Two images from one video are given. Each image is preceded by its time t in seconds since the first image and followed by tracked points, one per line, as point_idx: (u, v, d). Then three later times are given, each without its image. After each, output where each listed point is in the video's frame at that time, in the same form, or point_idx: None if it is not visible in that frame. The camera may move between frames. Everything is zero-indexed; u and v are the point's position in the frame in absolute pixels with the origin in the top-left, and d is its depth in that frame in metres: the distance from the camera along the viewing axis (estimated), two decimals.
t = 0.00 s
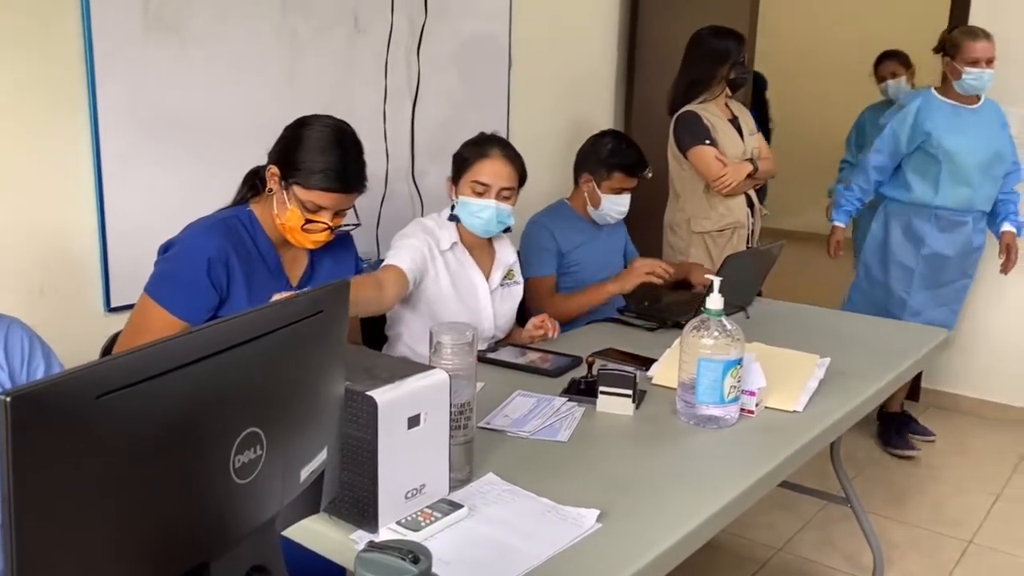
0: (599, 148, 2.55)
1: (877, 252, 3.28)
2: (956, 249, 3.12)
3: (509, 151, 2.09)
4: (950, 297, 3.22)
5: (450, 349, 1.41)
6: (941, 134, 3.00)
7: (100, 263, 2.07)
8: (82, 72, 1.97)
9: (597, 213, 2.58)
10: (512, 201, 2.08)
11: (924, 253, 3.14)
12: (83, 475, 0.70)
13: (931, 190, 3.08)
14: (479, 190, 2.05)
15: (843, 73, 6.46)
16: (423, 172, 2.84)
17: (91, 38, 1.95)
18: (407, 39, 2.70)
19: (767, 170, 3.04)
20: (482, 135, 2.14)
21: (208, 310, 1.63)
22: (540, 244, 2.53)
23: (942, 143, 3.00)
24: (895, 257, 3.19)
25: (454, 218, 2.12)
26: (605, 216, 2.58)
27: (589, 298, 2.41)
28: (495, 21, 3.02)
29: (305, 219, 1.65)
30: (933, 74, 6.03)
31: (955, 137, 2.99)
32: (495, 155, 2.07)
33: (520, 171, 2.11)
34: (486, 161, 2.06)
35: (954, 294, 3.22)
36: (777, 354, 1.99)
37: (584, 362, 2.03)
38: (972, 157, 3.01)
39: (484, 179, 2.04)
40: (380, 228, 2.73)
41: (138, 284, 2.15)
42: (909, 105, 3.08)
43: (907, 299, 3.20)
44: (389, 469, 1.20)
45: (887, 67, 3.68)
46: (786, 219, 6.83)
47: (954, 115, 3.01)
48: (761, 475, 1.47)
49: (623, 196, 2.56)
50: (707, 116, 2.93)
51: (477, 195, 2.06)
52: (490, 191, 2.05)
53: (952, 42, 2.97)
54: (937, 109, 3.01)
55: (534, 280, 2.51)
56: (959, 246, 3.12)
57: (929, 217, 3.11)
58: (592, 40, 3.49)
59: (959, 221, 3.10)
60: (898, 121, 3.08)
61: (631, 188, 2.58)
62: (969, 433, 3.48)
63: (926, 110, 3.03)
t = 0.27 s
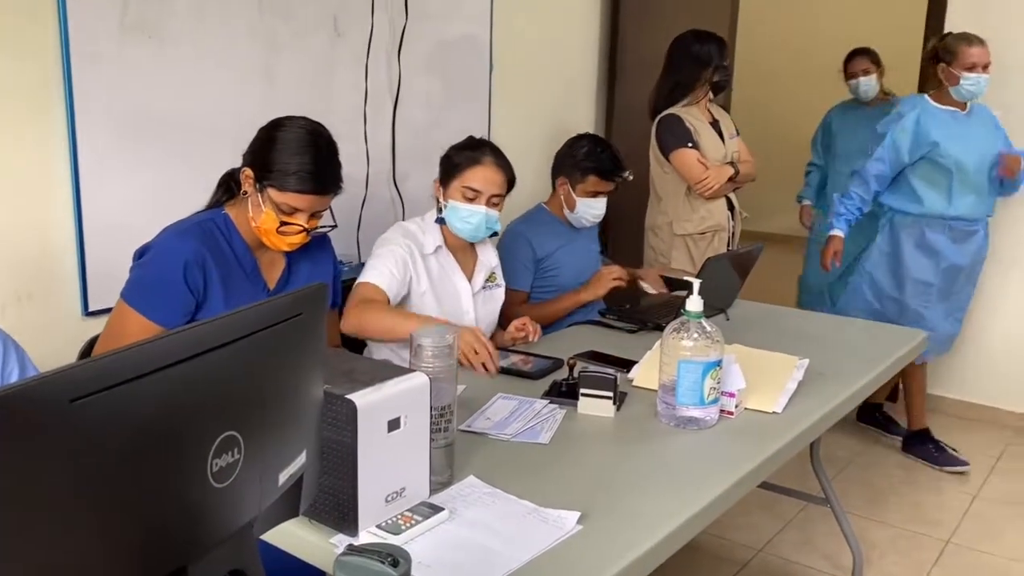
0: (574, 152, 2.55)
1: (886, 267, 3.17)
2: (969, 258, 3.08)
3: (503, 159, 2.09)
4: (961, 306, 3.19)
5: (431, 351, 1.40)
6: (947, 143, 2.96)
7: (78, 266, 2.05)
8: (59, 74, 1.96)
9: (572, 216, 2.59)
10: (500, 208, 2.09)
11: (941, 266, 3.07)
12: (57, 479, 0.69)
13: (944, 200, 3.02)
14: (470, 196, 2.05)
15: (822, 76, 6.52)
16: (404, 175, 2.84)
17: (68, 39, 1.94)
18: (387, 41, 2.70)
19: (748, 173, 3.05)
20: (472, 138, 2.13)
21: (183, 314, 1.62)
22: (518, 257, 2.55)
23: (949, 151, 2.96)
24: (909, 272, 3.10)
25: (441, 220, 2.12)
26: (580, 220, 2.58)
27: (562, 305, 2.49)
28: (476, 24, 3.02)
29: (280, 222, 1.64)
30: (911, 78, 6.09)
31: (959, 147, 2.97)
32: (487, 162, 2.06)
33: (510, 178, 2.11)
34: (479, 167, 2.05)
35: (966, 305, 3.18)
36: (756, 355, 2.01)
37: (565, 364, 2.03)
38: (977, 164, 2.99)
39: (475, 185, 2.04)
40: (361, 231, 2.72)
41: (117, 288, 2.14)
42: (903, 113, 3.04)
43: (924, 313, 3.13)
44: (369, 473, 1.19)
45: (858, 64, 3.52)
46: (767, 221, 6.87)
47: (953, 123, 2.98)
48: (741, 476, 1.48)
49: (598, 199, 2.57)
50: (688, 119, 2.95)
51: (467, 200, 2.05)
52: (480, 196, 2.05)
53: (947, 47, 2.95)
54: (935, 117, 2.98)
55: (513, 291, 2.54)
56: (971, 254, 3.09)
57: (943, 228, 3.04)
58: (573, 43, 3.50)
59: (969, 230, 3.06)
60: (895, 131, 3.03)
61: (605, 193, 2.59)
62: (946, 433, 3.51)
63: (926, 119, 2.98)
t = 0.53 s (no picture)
0: (553, 153, 2.55)
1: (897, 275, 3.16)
2: (976, 262, 3.13)
3: (493, 162, 2.09)
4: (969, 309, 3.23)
5: (412, 354, 1.40)
6: (954, 148, 2.98)
7: (55, 270, 2.03)
8: (36, 76, 1.94)
9: (550, 217, 2.60)
10: (487, 211, 2.09)
11: (951, 272, 3.10)
12: (30, 482, 0.68)
13: (953, 206, 3.04)
14: (458, 199, 2.05)
15: (801, 80, 6.58)
16: (385, 178, 2.83)
17: (44, 40, 1.92)
18: (368, 43, 2.69)
19: (729, 175, 3.07)
20: (462, 139, 2.12)
21: (162, 317, 1.61)
22: (498, 260, 2.57)
23: (957, 158, 2.99)
24: (921, 279, 3.10)
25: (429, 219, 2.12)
26: (557, 221, 2.59)
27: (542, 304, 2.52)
28: (457, 26, 3.02)
29: (260, 224, 1.64)
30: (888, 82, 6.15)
31: (965, 152, 2.99)
32: (477, 166, 2.06)
33: (498, 182, 2.11)
34: (470, 170, 2.05)
35: (972, 307, 3.23)
36: (736, 356, 2.02)
37: (547, 366, 2.03)
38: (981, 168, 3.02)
39: (464, 188, 2.04)
40: (342, 234, 2.72)
41: (95, 292, 2.12)
42: (905, 119, 3.02)
43: (936, 319, 3.15)
44: (349, 476, 1.19)
45: (825, 68, 3.50)
46: (748, 224, 6.92)
47: (955, 126, 3.00)
48: (721, 476, 1.49)
49: (577, 202, 2.57)
50: (671, 121, 2.97)
51: (456, 203, 2.05)
52: (469, 199, 2.05)
53: (946, 48, 2.94)
54: (938, 123, 2.98)
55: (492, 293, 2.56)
56: (977, 257, 3.14)
57: (952, 234, 3.07)
58: (554, 45, 3.51)
59: (974, 234, 3.11)
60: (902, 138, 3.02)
61: (585, 195, 2.60)
62: (924, 433, 3.55)
63: (932, 125, 2.99)
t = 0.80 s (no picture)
0: (539, 158, 2.56)
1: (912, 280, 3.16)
2: (982, 266, 3.18)
3: (477, 165, 2.09)
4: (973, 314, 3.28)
5: (393, 356, 1.39)
6: (970, 153, 3.00)
7: (31, 272, 2.01)
8: (11, 76, 1.92)
9: (531, 221, 2.60)
10: (471, 214, 2.09)
11: (960, 277, 3.14)
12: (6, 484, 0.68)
13: (966, 211, 3.07)
14: (442, 201, 2.04)
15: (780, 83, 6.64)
16: (366, 180, 2.83)
17: (20, 40, 1.90)
18: (348, 44, 2.69)
19: (709, 178, 3.09)
20: (446, 141, 2.13)
21: (141, 321, 1.60)
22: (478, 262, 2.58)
23: (970, 161, 3.01)
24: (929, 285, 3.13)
25: (413, 221, 2.12)
26: (539, 226, 2.60)
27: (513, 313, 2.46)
28: (438, 27, 3.02)
29: (241, 228, 1.63)
30: (864, 84, 6.22)
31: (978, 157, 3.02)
32: (461, 167, 2.06)
33: (482, 185, 2.11)
34: (455, 171, 2.05)
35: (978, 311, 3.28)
36: (716, 357, 2.03)
37: (528, 367, 2.04)
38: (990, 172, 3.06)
39: (448, 190, 2.04)
40: (323, 236, 2.71)
41: (72, 294, 2.10)
42: (918, 123, 2.99)
43: (941, 324, 3.18)
44: (330, 479, 1.19)
45: (789, 64, 3.56)
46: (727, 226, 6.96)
47: (967, 129, 3.02)
48: (701, 476, 1.50)
49: (559, 208, 2.57)
50: (652, 124, 2.98)
51: (439, 204, 2.06)
52: (453, 201, 2.05)
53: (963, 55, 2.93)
54: (951, 127, 2.99)
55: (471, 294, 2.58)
56: (983, 262, 3.18)
57: (961, 239, 3.10)
58: (535, 47, 3.52)
59: (981, 239, 3.15)
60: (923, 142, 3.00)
61: (568, 202, 2.60)
62: (901, 433, 3.58)
63: (947, 129, 2.99)
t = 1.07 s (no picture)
0: (522, 162, 2.57)
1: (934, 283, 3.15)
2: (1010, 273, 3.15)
3: (456, 164, 2.09)
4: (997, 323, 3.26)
5: (374, 357, 1.40)
6: (994, 155, 3.01)
7: (8, 275, 1.99)
8: None
9: (511, 225, 2.61)
10: (451, 213, 2.10)
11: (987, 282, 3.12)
12: None
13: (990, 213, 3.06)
14: (421, 201, 2.05)
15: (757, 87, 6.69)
16: (346, 182, 2.82)
17: None
18: (329, 46, 2.68)
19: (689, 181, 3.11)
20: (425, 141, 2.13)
21: (122, 325, 1.59)
22: (460, 267, 2.58)
23: (994, 163, 3.01)
24: (952, 289, 3.11)
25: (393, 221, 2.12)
26: (520, 230, 2.60)
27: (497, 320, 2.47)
28: (418, 30, 3.02)
29: (225, 231, 1.62)
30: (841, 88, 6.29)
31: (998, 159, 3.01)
32: (439, 167, 2.07)
33: (461, 183, 2.13)
34: (433, 171, 2.06)
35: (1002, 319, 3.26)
36: (696, 358, 2.04)
37: (509, 369, 2.04)
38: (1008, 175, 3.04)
39: (427, 189, 2.05)
40: (303, 239, 2.70)
41: (49, 297, 2.08)
42: (939, 126, 3.00)
43: (971, 328, 3.13)
44: (311, 481, 1.19)
45: (761, 65, 3.59)
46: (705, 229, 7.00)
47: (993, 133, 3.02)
48: (682, 476, 1.51)
49: (540, 213, 2.58)
50: (631, 127, 2.99)
51: (419, 203, 2.06)
52: (432, 200, 2.05)
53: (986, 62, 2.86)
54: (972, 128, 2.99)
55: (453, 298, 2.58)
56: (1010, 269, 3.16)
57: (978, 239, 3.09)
58: (515, 50, 3.52)
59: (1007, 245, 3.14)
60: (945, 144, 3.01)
61: (549, 208, 2.61)
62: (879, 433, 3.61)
63: (969, 132, 2.99)
